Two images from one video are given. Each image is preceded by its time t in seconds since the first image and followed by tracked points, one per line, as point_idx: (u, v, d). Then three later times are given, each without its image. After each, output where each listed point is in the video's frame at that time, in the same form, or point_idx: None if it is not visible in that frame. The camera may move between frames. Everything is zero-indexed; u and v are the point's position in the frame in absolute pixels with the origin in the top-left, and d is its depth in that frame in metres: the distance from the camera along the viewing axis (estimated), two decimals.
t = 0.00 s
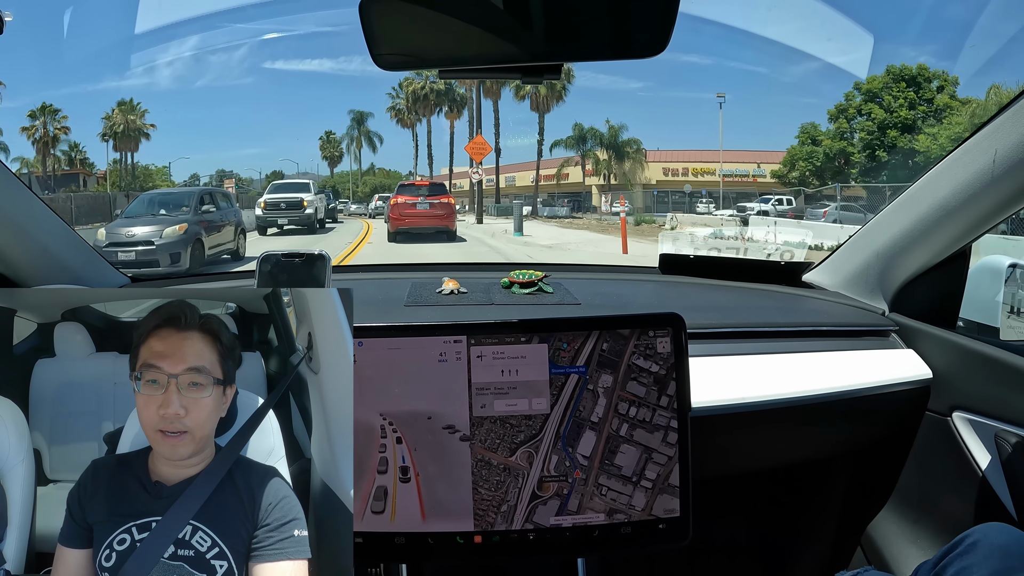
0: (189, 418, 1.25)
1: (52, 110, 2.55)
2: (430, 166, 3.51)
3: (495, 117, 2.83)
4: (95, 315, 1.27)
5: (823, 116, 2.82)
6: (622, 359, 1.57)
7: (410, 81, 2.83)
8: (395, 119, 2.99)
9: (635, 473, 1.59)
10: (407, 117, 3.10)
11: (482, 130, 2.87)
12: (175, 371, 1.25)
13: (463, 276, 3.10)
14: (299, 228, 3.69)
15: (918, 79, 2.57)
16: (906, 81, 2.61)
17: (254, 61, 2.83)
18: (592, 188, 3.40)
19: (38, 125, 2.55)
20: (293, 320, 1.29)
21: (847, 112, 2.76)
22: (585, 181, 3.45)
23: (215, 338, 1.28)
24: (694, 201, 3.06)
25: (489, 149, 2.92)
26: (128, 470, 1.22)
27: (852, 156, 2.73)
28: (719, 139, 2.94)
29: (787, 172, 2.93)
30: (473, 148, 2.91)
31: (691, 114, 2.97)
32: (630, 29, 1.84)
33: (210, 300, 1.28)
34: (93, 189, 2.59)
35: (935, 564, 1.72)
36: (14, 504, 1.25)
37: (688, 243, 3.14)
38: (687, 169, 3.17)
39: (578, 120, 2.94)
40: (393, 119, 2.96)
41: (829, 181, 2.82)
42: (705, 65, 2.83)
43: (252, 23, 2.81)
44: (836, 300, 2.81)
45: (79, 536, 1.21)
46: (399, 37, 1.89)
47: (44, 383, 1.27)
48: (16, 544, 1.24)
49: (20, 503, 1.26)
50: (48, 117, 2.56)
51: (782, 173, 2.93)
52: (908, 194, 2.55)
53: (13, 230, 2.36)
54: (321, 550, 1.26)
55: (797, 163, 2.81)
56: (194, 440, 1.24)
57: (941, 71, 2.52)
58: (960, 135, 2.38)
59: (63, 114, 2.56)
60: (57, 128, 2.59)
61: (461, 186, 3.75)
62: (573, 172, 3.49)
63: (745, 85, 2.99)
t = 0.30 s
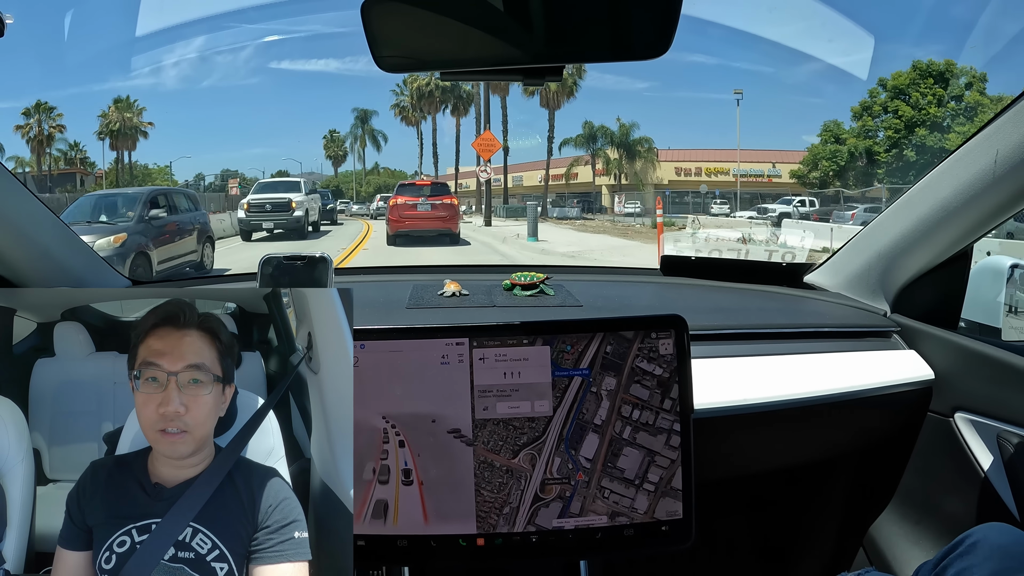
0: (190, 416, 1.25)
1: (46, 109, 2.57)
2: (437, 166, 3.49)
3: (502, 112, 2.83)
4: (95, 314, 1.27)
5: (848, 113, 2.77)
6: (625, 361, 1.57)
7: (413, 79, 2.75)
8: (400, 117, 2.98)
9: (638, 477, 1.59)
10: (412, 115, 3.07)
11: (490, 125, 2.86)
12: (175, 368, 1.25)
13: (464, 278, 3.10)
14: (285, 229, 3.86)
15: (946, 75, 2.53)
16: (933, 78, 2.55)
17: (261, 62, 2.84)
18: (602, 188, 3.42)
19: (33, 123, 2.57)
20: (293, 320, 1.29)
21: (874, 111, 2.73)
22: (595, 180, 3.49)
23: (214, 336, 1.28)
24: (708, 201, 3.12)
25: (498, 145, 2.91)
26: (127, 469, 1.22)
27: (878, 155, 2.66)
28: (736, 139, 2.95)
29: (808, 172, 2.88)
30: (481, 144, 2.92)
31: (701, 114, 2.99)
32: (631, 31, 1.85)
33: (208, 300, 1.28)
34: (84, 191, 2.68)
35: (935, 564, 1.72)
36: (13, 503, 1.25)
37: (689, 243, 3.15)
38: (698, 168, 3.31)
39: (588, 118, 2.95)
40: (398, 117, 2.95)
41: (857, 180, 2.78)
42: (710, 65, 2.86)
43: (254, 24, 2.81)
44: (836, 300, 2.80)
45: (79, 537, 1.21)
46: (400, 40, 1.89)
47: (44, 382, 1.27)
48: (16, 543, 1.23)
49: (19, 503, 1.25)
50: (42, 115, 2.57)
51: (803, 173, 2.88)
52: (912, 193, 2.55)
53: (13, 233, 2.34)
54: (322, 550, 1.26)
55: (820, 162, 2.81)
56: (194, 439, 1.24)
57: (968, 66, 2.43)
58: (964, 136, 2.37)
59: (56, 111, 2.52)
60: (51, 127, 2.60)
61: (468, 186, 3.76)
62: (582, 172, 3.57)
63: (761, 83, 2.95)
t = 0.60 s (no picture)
0: (201, 420, 1.25)
1: (42, 106, 2.42)
2: (441, 164, 3.49)
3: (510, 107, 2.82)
4: (95, 315, 1.27)
5: (870, 112, 2.73)
6: (624, 361, 1.58)
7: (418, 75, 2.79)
8: (404, 114, 2.97)
9: (635, 476, 1.59)
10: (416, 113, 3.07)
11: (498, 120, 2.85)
12: (192, 371, 1.26)
13: (463, 276, 3.10)
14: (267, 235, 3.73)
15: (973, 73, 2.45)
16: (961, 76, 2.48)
17: (267, 62, 2.80)
18: (612, 189, 3.29)
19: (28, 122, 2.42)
20: (293, 320, 1.29)
21: (899, 108, 2.65)
22: (606, 181, 3.31)
23: (231, 341, 1.29)
24: (720, 202, 2.92)
25: (506, 142, 2.87)
26: (129, 471, 1.22)
27: (904, 155, 2.55)
28: (753, 137, 2.86)
29: (827, 172, 2.80)
30: (490, 140, 2.88)
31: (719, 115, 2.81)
32: (631, 31, 1.85)
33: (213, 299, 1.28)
34: (86, 188, 2.61)
35: (934, 565, 1.72)
36: (14, 505, 1.25)
37: (689, 243, 3.10)
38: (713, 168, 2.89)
39: (598, 116, 2.84)
40: (401, 115, 2.93)
41: (878, 179, 2.67)
42: (716, 65, 2.73)
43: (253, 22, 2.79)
44: (837, 300, 2.80)
45: (78, 537, 1.21)
46: (399, 37, 1.89)
47: (45, 382, 1.27)
48: (16, 543, 1.23)
49: (19, 504, 1.25)
50: (39, 113, 2.42)
51: (822, 173, 2.81)
52: (913, 193, 2.55)
53: (10, 227, 2.37)
54: (322, 549, 1.26)
55: (842, 160, 2.74)
56: (202, 442, 1.24)
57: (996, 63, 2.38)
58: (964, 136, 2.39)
59: (55, 108, 2.45)
60: (49, 125, 2.44)
61: (472, 185, 3.57)
62: (591, 172, 3.32)
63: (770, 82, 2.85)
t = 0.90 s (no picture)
0: (202, 419, 1.25)
1: (37, 105, 2.53)
2: (447, 163, 3.49)
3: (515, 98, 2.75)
4: (95, 314, 1.28)
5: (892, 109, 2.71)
6: (628, 361, 1.58)
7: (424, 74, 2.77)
8: (407, 112, 2.97)
9: (639, 477, 1.59)
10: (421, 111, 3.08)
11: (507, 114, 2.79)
12: (192, 371, 1.26)
13: (465, 277, 3.10)
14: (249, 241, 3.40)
15: (998, 68, 2.35)
16: (985, 70, 2.38)
17: (272, 61, 2.82)
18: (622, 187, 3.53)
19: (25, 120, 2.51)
20: (293, 320, 1.29)
21: (923, 106, 2.57)
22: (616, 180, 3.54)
23: (231, 341, 1.29)
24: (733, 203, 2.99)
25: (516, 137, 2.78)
26: (131, 470, 1.22)
27: (928, 156, 2.49)
28: (770, 135, 2.89)
29: (845, 172, 2.77)
30: (498, 137, 2.77)
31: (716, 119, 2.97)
32: (632, 31, 1.85)
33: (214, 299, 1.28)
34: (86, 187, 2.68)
35: (934, 563, 1.71)
36: (14, 505, 1.25)
37: (690, 242, 3.13)
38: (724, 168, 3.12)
39: (608, 115, 2.93)
40: (406, 112, 2.94)
41: (900, 181, 2.60)
42: (721, 65, 2.90)
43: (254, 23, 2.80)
44: (839, 298, 2.79)
45: (82, 536, 1.21)
46: (401, 38, 1.89)
47: (45, 381, 1.27)
48: (16, 543, 1.24)
49: (19, 504, 1.26)
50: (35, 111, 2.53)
51: (840, 173, 2.79)
52: (913, 191, 2.54)
53: (12, 226, 2.36)
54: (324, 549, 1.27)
55: (864, 161, 2.64)
56: (203, 441, 1.24)
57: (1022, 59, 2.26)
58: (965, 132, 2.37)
59: (52, 108, 2.54)
60: (44, 123, 2.56)
61: (482, 185, 3.52)
62: (600, 171, 3.52)
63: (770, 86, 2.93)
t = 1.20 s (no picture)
0: (198, 420, 1.26)
1: (37, 102, 2.45)
2: (452, 163, 3.49)
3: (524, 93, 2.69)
4: (94, 314, 1.27)
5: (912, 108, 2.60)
6: (629, 363, 1.58)
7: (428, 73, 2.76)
8: (413, 110, 3.01)
9: (639, 478, 1.59)
10: (427, 109, 3.09)
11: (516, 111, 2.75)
12: (187, 372, 1.26)
13: (466, 278, 3.11)
14: (232, 246, 3.28)
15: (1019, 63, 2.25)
16: (1009, 66, 2.28)
17: (278, 62, 2.83)
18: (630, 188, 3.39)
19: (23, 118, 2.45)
20: (293, 320, 1.30)
21: (942, 104, 2.45)
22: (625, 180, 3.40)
23: (228, 340, 1.29)
24: (745, 204, 2.95)
25: (525, 132, 2.71)
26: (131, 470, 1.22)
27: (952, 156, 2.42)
28: (784, 135, 2.89)
29: (862, 172, 2.68)
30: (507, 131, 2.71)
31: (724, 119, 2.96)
32: (634, 33, 1.85)
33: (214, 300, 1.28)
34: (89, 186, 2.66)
35: (934, 565, 1.71)
36: (14, 504, 1.27)
37: (690, 243, 3.12)
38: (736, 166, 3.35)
39: (617, 114, 2.94)
40: (410, 110, 2.95)
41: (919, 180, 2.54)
42: (725, 65, 2.90)
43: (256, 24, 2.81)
44: (840, 300, 2.79)
45: (79, 535, 1.21)
46: (401, 39, 1.89)
47: (45, 381, 1.28)
48: (15, 544, 1.25)
49: (19, 504, 1.27)
50: (34, 109, 2.46)
51: (856, 174, 2.68)
52: (913, 193, 2.55)
53: (14, 228, 2.38)
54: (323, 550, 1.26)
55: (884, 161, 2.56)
56: (200, 441, 1.25)
57: None
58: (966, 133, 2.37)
59: (51, 105, 2.47)
60: (44, 122, 2.48)
61: (488, 185, 3.58)
62: (609, 169, 3.27)
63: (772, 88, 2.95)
